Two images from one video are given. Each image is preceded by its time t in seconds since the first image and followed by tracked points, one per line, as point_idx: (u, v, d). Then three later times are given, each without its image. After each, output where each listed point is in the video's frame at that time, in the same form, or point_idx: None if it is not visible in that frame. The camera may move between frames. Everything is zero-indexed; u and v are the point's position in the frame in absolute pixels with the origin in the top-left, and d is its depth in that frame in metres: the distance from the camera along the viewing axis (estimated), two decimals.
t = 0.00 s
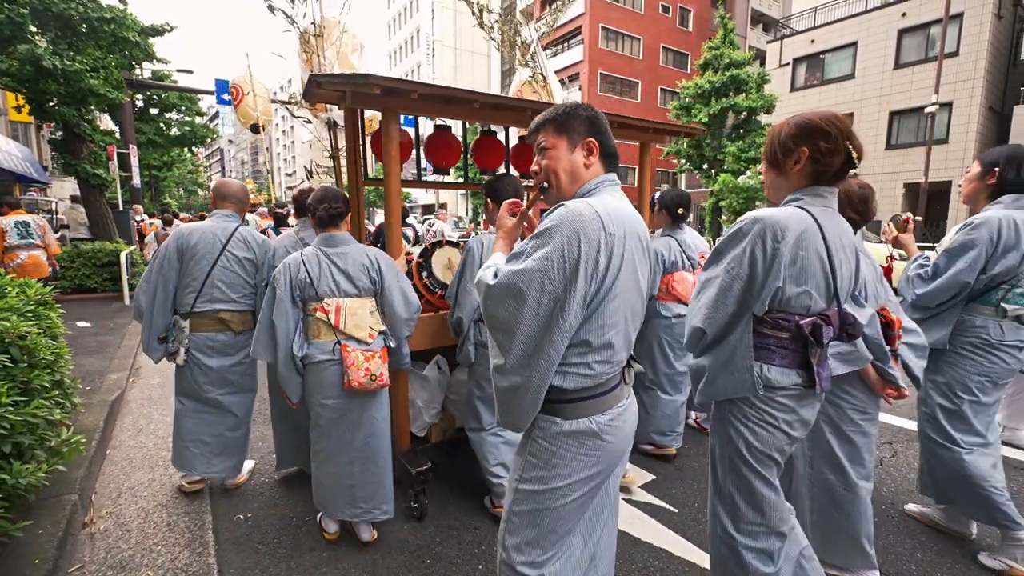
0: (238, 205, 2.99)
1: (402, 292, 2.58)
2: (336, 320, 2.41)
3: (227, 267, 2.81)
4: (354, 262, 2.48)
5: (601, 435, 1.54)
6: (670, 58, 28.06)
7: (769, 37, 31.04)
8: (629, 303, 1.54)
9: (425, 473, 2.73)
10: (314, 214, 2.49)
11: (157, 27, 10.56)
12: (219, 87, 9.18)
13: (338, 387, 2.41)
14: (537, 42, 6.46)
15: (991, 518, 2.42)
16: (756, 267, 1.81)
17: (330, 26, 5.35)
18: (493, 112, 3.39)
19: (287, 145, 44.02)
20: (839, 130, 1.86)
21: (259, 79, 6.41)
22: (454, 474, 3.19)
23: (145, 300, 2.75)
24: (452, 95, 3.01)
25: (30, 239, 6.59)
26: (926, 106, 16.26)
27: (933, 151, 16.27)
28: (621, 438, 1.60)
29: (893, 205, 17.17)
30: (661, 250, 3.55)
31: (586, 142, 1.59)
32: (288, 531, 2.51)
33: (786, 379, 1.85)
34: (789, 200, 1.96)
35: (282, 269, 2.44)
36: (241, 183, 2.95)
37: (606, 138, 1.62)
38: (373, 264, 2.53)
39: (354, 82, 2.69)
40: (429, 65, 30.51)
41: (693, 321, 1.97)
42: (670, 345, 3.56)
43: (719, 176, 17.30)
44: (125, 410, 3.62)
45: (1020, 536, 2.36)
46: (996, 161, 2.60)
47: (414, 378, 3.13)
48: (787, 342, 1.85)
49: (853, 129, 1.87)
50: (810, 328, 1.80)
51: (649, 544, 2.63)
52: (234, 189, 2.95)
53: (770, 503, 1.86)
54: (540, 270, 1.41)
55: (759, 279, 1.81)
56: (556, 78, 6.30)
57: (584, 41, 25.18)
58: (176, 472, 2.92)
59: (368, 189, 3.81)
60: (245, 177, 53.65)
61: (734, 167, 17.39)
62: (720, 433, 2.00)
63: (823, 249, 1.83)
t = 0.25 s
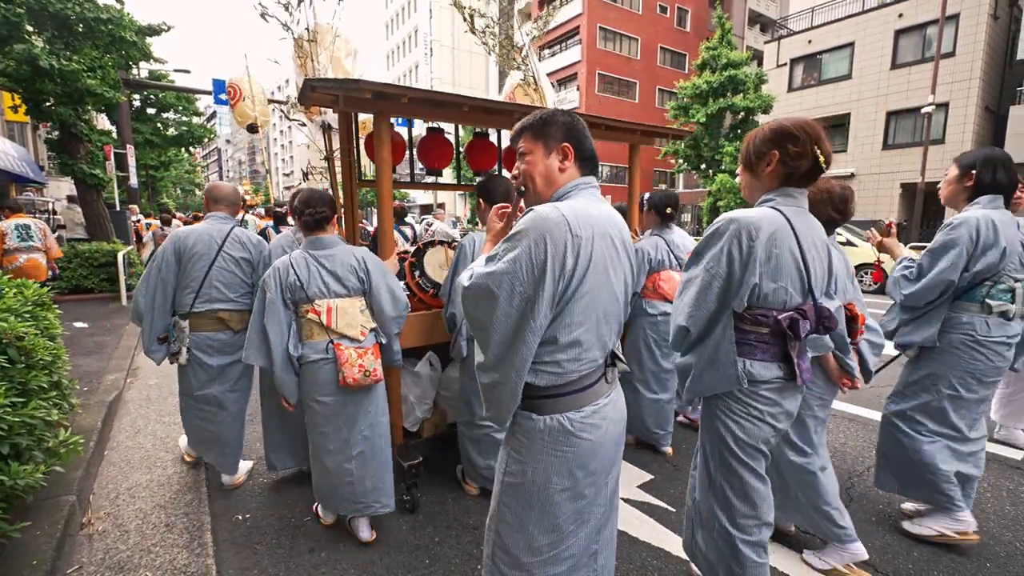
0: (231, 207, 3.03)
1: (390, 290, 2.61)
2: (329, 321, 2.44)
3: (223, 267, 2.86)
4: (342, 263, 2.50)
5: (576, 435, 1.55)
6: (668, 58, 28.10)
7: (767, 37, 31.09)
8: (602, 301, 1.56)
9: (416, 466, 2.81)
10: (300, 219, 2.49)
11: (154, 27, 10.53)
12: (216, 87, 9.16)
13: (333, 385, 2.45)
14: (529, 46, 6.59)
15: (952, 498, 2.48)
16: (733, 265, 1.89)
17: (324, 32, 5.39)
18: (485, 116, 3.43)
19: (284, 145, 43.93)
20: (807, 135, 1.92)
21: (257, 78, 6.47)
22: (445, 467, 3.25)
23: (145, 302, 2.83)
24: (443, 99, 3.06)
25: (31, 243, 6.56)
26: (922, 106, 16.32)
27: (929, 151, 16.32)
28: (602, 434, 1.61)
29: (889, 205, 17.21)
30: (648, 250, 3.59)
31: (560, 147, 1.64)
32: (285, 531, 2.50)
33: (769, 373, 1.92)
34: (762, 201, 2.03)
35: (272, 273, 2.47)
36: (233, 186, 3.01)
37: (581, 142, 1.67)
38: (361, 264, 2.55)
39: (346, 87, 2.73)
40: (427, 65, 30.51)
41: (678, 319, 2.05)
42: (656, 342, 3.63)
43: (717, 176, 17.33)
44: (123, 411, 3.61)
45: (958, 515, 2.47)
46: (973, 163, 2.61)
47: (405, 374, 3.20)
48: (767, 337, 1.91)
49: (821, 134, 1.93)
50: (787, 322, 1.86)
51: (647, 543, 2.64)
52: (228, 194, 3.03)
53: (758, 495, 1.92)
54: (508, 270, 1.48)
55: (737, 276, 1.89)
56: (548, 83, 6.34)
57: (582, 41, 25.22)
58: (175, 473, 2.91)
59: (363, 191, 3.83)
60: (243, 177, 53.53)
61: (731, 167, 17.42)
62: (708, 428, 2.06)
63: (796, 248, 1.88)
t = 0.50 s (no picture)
0: (216, 207, 3.10)
1: (376, 287, 2.66)
2: (319, 317, 2.48)
3: (208, 266, 2.94)
4: (328, 261, 2.54)
5: (532, 430, 1.61)
6: (666, 58, 28.14)
7: (764, 37, 31.15)
8: (560, 306, 1.59)
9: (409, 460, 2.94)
10: (287, 221, 2.50)
11: (152, 26, 10.52)
12: (214, 87, 9.15)
13: (324, 380, 2.48)
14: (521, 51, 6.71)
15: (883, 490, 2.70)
16: (711, 262, 1.95)
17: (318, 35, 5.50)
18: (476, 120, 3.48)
19: (283, 144, 43.86)
20: (775, 142, 2.00)
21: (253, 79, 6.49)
22: (438, 458, 3.37)
23: (135, 301, 2.92)
24: (434, 103, 3.11)
25: (21, 243, 6.53)
26: (919, 106, 16.37)
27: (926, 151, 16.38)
28: (564, 432, 1.64)
29: (886, 205, 17.26)
30: (629, 249, 3.62)
31: (523, 153, 1.67)
32: (282, 531, 2.50)
33: (745, 364, 1.99)
34: (738, 203, 2.11)
35: (259, 275, 2.50)
36: (217, 186, 3.08)
37: (547, 145, 1.68)
38: (347, 262, 2.59)
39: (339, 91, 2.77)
40: (425, 65, 30.50)
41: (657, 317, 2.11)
42: (635, 338, 3.63)
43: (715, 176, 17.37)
44: (120, 411, 3.61)
45: (877, 501, 2.75)
46: (947, 165, 2.63)
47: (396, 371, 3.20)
48: (744, 331, 2.00)
49: (789, 141, 2.01)
50: (762, 316, 1.97)
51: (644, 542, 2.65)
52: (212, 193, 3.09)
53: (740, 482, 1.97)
54: (463, 276, 1.56)
55: (717, 274, 1.94)
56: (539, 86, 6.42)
57: (580, 42, 25.24)
58: (172, 473, 2.91)
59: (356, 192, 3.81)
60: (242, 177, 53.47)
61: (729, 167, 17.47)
62: (690, 417, 2.11)
63: (767, 246, 1.98)
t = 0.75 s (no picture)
0: (194, 203, 3.18)
1: (365, 285, 2.73)
2: (308, 314, 2.54)
3: (187, 261, 3.02)
4: (317, 259, 2.60)
5: (489, 415, 1.72)
6: (664, 58, 28.17)
7: (762, 38, 31.25)
8: (514, 299, 1.70)
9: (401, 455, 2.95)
10: (281, 223, 2.57)
11: (149, 26, 10.49)
12: (211, 86, 9.13)
13: (314, 377, 2.54)
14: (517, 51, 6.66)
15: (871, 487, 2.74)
16: (694, 257, 2.08)
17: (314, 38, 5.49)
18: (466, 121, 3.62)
19: (281, 144, 43.77)
20: (749, 146, 2.15)
21: (252, 82, 6.48)
22: (428, 451, 3.47)
23: (121, 297, 3.03)
24: (424, 106, 3.24)
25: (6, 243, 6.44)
26: (916, 106, 16.42)
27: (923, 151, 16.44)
28: (525, 423, 1.74)
29: (883, 205, 17.32)
30: (616, 249, 3.71)
31: (477, 152, 1.77)
32: (279, 531, 2.49)
33: (726, 352, 2.10)
34: (715, 204, 2.25)
35: (250, 274, 2.55)
36: (195, 184, 3.16)
37: (498, 143, 1.77)
38: (336, 260, 2.65)
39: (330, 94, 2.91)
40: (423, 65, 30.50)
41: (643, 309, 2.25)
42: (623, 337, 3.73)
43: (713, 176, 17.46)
44: (117, 411, 3.60)
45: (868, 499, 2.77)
46: (919, 166, 2.65)
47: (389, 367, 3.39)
48: (726, 322, 2.12)
49: (761, 145, 2.15)
50: (741, 308, 2.10)
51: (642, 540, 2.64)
52: (190, 191, 3.18)
53: (717, 464, 2.10)
54: (421, 275, 1.72)
55: (701, 268, 2.07)
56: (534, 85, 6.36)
57: (578, 42, 25.26)
58: (168, 473, 2.90)
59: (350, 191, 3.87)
60: (240, 177, 53.36)
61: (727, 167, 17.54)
62: (670, 403, 2.24)
63: (745, 242, 2.13)
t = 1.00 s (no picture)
0: (184, 203, 3.21)
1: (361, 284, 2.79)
2: (306, 312, 2.59)
3: (177, 258, 3.04)
4: (314, 257, 2.66)
5: (471, 413, 1.78)
6: (662, 58, 28.18)
7: (760, 38, 31.29)
8: (485, 301, 1.75)
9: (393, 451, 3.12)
10: (280, 223, 2.62)
11: (147, 26, 10.46)
12: (209, 86, 9.10)
13: (310, 373, 2.58)
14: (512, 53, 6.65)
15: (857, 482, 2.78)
16: (682, 255, 2.11)
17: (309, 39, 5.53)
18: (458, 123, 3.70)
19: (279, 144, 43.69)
20: (730, 149, 2.22)
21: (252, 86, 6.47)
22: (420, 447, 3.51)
23: (114, 295, 3.04)
24: (417, 108, 3.32)
25: None
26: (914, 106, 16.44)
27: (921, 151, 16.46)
28: (508, 420, 1.81)
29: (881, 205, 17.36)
30: (607, 248, 3.77)
31: (438, 155, 1.81)
32: (276, 532, 2.48)
33: (713, 347, 2.16)
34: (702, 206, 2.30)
35: (251, 274, 2.63)
36: (184, 184, 3.19)
37: (458, 147, 1.81)
38: (333, 259, 2.71)
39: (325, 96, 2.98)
40: (421, 64, 30.49)
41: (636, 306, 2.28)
42: (615, 335, 3.79)
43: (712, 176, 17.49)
44: (113, 412, 3.58)
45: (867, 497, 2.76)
46: (892, 167, 2.76)
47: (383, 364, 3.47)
48: (713, 318, 2.17)
49: (741, 147, 2.22)
50: (728, 304, 2.15)
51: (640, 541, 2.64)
52: (178, 192, 3.20)
53: (683, 452, 2.20)
54: (391, 285, 1.78)
55: (690, 266, 2.10)
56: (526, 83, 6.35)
57: (576, 42, 25.27)
58: (165, 474, 2.88)
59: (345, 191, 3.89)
60: (238, 177, 53.26)
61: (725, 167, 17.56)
62: (653, 397, 2.30)
63: (731, 241, 2.18)
